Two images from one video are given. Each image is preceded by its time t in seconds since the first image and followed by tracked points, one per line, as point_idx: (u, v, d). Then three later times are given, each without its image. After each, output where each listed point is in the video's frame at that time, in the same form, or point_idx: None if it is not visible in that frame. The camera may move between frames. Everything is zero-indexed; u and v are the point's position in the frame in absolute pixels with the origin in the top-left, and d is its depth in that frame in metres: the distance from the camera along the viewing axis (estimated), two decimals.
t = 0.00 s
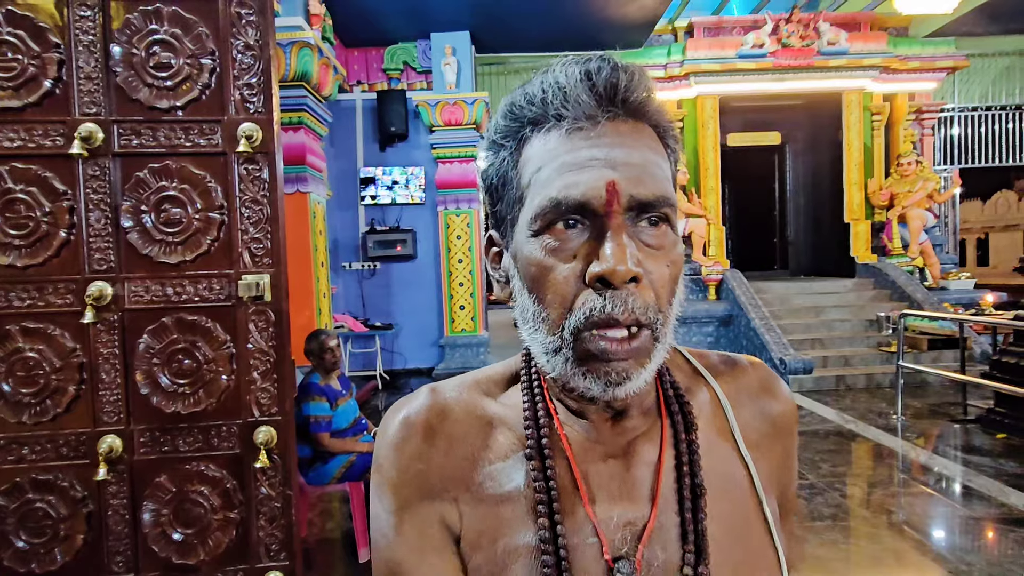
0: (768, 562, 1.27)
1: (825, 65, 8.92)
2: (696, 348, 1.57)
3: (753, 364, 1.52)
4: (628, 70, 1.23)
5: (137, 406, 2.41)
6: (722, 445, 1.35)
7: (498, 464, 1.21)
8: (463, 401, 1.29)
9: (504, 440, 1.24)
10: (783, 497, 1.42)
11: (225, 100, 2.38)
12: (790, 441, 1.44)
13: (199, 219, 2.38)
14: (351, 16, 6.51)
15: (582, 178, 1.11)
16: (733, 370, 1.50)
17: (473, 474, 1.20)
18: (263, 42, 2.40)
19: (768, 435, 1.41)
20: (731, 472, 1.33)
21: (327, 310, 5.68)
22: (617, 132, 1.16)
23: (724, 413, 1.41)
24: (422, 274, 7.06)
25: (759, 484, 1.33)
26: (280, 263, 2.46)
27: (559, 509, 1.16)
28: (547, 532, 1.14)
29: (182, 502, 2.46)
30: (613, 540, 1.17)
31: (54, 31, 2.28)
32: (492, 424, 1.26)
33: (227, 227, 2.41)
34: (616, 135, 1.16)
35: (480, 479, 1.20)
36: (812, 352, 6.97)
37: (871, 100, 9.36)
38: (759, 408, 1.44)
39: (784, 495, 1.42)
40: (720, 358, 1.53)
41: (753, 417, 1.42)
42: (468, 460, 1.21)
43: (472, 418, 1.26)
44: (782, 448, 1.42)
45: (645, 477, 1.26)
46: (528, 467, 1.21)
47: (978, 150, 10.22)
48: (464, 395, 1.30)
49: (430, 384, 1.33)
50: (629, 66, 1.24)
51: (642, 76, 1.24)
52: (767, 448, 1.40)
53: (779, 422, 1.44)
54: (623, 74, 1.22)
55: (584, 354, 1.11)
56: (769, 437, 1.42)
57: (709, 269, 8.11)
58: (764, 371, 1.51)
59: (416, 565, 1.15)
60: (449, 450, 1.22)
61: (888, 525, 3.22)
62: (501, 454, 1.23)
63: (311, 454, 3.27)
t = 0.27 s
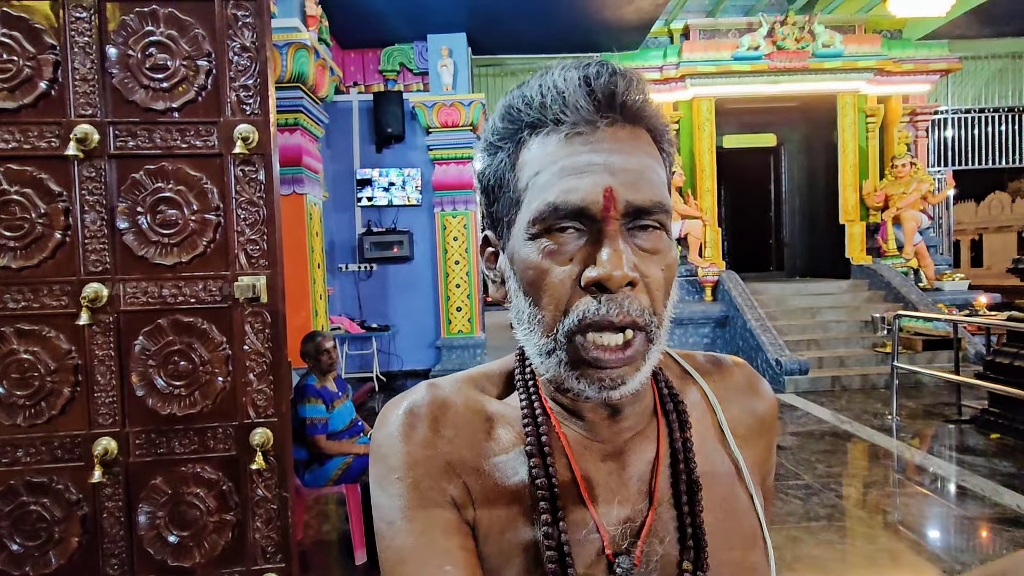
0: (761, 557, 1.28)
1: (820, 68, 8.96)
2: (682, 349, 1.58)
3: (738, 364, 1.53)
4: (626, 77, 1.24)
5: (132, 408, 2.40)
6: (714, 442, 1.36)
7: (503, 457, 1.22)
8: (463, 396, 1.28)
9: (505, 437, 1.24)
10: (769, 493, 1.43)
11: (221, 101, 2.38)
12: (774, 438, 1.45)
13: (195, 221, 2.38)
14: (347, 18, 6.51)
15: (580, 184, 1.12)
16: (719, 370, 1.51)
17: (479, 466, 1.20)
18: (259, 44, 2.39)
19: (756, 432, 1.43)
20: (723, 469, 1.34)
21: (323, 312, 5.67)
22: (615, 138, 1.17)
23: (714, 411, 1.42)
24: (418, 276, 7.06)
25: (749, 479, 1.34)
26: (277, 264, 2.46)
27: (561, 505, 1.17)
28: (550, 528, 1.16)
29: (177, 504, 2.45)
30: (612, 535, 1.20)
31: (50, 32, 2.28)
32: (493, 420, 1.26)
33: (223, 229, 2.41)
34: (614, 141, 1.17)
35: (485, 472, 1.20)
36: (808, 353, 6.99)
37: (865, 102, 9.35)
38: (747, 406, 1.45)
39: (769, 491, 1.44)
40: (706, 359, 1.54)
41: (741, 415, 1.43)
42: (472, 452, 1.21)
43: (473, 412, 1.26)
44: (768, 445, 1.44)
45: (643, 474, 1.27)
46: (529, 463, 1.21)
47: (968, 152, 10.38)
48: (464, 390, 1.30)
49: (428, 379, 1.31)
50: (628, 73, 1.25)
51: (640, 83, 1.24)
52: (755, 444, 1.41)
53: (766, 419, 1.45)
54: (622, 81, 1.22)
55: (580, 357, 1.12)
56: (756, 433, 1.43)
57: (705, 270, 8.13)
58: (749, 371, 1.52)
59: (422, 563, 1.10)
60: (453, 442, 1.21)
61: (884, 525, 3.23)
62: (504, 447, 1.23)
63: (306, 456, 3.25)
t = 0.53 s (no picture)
0: (755, 559, 1.30)
1: (815, 70, 9.01)
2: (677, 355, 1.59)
3: (731, 370, 1.55)
4: (619, 82, 1.24)
5: (129, 410, 2.40)
6: (709, 446, 1.37)
7: (503, 458, 1.22)
8: (462, 397, 1.28)
9: (504, 439, 1.25)
10: (761, 497, 1.44)
11: (219, 104, 2.38)
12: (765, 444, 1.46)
13: (192, 223, 2.38)
14: (344, 20, 6.51)
15: (572, 189, 1.12)
16: (713, 375, 1.52)
17: (481, 467, 1.21)
18: (257, 47, 2.39)
19: (749, 437, 1.44)
20: (718, 472, 1.35)
21: (320, 314, 5.66)
22: (607, 143, 1.18)
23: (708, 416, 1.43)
24: (416, 277, 7.05)
25: (744, 483, 1.35)
26: (274, 266, 2.45)
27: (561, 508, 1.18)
28: (549, 529, 1.16)
29: (174, 507, 2.44)
30: (611, 536, 1.20)
31: (47, 35, 2.27)
32: (493, 421, 1.27)
33: (221, 231, 2.41)
34: (606, 146, 1.17)
35: (486, 474, 1.21)
36: (803, 354, 7.02)
37: (860, 105, 9.43)
38: (739, 411, 1.46)
39: (762, 495, 1.45)
40: (700, 364, 1.55)
41: (734, 420, 1.45)
42: (472, 453, 1.21)
43: (474, 414, 1.26)
44: (760, 449, 1.45)
45: (642, 475, 1.28)
46: (528, 465, 1.22)
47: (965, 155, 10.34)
48: (465, 391, 1.31)
49: (428, 381, 1.32)
50: (621, 78, 1.25)
51: (633, 89, 1.25)
52: (748, 449, 1.42)
53: (758, 423, 1.46)
54: (615, 86, 1.23)
55: (572, 359, 1.12)
56: (749, 438, 1.44)
57: (701, 272, 8.15)
58: (741, 376, 1.53)
59: (423, 564, 1.10)
60: (453, 441, 1.21)
61: (879, 526, 3.25)
62: (505, 449, 1.24)
63: (304, 458, 3.24)
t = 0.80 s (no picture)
0: (754, 559, 1.31)
1: (810, 72, 9.06)
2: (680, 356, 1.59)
3: (734, 372, 1.55)
4: (624, 84, 1.25)
5: (126, 412, 2.39)
6: (710, 446, 1.38)
7: (504, 456, 1.23)
8: (467, 394, 1.29)
9: (507, 437, 1.25)
10: (764, 499, 1.44)
11: (217, 105, 2.38)
12: (768, 446, 1.47)
13: (190, 224, 2.37)
14: (341, 21, 6.51)
15: (575, 190, 1.13)
16: (716, 377, 1.53)
17: (481, 464, 1.21)
18: (255, 48, 2.40)
19: (750, 439, 1.45)
20: (720, 473, 1.35)
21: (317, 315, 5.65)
22: (610, 145, 1.18)
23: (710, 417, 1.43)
24: (413, 278, 7.05)
25: (745, 484, 1.36)
26: (272, 267, 2.45)
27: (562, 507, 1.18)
28: (550, 527, 1.16)
29: (171, 508, 2.44)
30: (611, 535, 1.21)
31: (44, 35, 2.27)
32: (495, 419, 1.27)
33: (219, 232, 2.40)
34: (609, 148, 1.18)
35: (487, 472, 1.21)
36: (799, 354, 7.04)
37: (855, 106, 9.51)
38: (741, 413, 1.47)
39: (766, 498, 1.45)
40: (703, 366, 1.56)
41: (736, 422, 1.46)
42: (475, 450, 1.22)
43: (477, 411, 1.27)
44: (762, 452, 1.46)
45: (642, 475, 1.28)
46: (529, 463, 1.22)
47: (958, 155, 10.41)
48: (468, 389, 1.31)
49: (433, 378, 1.33)
50: (626, 81, 1.26)
51: (638, 92, 1.25)
52: (749, 450, 1.43)
53: (759, 426, 1.47)
54: (620, 88, 1.23)
55: (577, 356, 1.13)
56: (751, 441, 1.45)
57: (698, 272, 8.17)
58: (744, 379, 1.54)
59: (426, 561, 1.11)
60: (455, 438, 1.22)
61: (876, 525, 3.27)
62: (506, 447, 1.24)
63: (301, 460, 3.22)
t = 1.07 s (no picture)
0: (755, 560, 1.31)
1: (806, 73, 9.10)
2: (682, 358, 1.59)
3: (735, 374, 1.56)
4: (623, 85, 1.26)
5: (122, 413, 2.38)
6: (712, 448, 1.39)
7: (508, 457, 1.23)
8: (470, 394, 1.30)
9: (511, 437, 1.26)
10: (765, 500, 1.45)
11: (213, 106, 2.37)
12: (769, 448, 1.47)
13: (186, 225, 2.37)
14: (337, 22, 6.50)
15: (590, 193, 1.13)
16: (718, 379, 1.53)
17: (485, 464, 1.21)
18: (251, 49, 2.40)
19: (752, 441, 1.45)
20: (721, 475, 1.36)
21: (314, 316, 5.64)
22: (616, 145, 1.19)
23: (712, 419, 1.43)
24: (410, 280, 7.05)
25: (747, 486, 1.36)
26: (269, 268, 2.45)
27: (566, 506, 1.19)
28: (554, 526, 1.18)
29: (168, 510, 2.43)
30: (615, 535, 1.21)
31: (39, 36, 2.26)
32: (498, 419, 1.28)
33: (215, 233, 2.40)
34: (616, 148, 1.19)
35: (491, 472, 1.21)
36: (795, 355, 7.06)
37: (850, 108, 9.54)
38: (742, 415, 1.47)
39: (766, 501, 1.46)
40: (705, 368, 1.56)
41: (738, 424, 1.46)
42: (480, 451, 1.22)
43: (480, 411, 1.27)
44: (763, 454, 1.46)
45: (645, 475, 1.28)
46: (533, 464, 1.22)
47: (952, 156, 10.45)
48: (470, 390, 1.32)
49: (435, 380, 1.33)
50: (624, 82, 1.27)
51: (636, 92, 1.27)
52: (751, 453, 1.44)
53: (761, 429, 1.47)
54: (620, 89, 1.25)
55: (599, 359, 1.14)
56: (752, 443, 1.45)
57: (694, 273, 8.18)
58: (746, 381, 1.54)
59: (426, 562, 1.11)
60: (461, 439, 1.22)
61: (872, 525, 3.28)
62: (509, 447, 1.24)
63: (298, 461, 3.22)
